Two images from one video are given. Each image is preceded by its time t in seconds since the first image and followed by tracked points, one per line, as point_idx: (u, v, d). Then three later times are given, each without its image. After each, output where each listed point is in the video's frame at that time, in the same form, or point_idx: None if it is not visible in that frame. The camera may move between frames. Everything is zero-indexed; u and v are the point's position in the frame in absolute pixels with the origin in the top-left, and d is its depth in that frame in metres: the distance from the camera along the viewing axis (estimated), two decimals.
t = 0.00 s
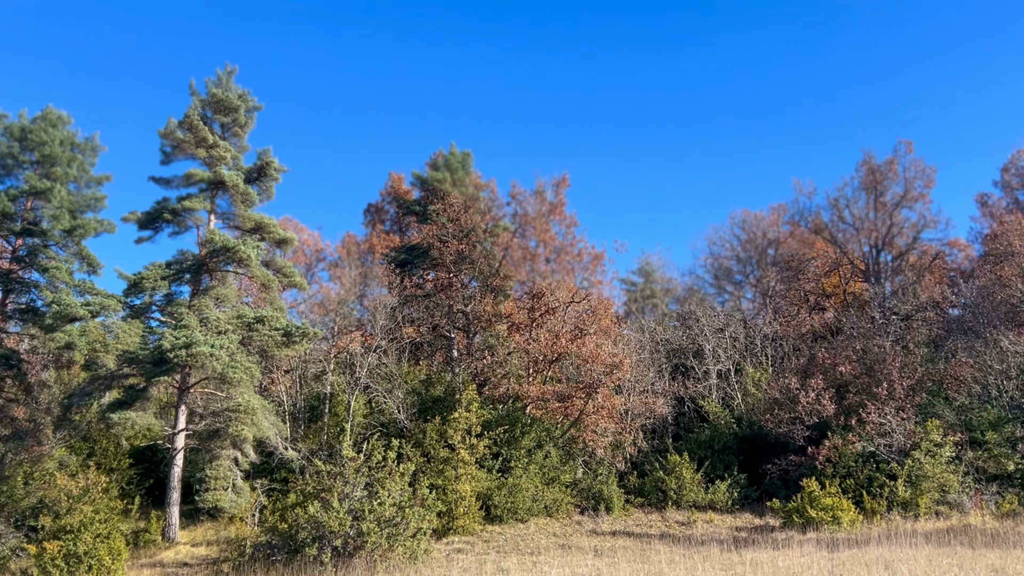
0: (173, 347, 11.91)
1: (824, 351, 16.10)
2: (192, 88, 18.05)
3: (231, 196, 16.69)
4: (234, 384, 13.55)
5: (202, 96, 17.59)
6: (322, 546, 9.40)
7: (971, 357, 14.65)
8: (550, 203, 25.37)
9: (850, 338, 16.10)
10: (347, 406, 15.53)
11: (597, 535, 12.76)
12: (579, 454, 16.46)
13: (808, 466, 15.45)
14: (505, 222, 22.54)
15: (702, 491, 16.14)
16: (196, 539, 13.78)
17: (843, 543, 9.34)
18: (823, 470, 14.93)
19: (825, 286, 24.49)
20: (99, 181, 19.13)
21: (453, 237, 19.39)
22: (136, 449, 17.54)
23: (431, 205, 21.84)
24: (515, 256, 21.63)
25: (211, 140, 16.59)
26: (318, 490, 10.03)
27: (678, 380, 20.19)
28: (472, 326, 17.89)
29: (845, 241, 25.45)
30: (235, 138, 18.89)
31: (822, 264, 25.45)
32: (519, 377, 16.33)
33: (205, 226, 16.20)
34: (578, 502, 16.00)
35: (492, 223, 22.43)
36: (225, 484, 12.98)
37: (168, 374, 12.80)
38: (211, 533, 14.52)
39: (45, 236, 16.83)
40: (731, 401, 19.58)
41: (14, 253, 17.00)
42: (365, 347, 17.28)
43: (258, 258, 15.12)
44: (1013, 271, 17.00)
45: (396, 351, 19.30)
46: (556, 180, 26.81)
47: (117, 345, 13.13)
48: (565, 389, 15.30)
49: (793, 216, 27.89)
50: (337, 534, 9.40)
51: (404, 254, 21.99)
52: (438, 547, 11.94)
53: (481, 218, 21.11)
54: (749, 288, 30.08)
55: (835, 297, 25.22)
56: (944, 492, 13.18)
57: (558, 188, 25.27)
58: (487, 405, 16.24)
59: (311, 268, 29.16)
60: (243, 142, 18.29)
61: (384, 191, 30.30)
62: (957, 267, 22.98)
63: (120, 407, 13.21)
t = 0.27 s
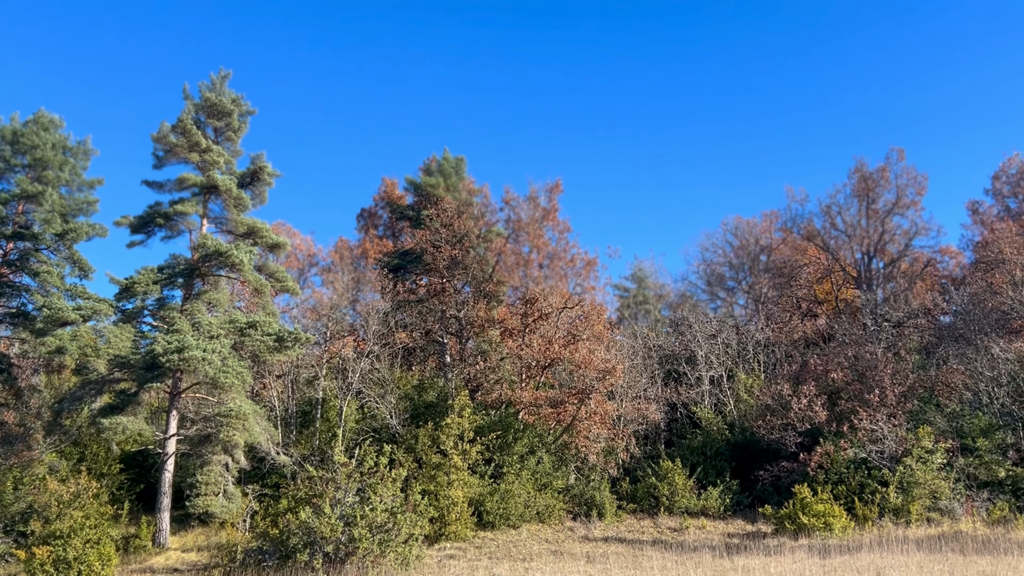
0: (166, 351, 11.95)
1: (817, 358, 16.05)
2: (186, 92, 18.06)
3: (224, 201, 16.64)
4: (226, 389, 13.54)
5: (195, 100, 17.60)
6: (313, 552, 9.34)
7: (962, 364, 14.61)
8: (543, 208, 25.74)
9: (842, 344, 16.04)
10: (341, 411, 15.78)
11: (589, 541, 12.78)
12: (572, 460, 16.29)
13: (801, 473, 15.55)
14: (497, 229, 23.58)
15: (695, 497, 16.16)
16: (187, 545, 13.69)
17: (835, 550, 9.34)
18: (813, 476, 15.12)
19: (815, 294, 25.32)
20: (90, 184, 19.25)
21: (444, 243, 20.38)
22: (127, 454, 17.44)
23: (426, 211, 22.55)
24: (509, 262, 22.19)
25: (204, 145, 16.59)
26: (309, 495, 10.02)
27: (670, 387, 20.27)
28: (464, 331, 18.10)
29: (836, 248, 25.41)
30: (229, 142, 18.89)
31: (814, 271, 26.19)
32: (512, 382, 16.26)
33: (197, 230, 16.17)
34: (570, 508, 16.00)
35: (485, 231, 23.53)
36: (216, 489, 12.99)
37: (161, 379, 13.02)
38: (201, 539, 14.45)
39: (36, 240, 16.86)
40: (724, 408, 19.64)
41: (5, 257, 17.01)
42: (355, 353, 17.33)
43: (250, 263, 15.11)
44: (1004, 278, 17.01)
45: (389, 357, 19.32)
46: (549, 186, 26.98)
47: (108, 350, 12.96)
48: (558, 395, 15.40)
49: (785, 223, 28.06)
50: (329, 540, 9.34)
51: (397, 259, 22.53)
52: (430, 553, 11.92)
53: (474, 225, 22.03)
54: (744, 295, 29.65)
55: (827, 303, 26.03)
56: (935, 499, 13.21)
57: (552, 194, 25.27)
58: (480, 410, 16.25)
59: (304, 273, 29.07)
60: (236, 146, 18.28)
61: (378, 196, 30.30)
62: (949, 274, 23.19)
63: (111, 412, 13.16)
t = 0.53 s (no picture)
0: (157, 355, 11.97)
1: (809, 365, 16.12)
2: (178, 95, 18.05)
3: (216, 205, 16.61)
4: (218, 394, 13.55)
5: (188, 104, 17.60)
6: (304, 558, 9.29)
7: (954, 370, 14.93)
8: (536, 212, 25.67)
9: (834, 350, 16.36)
10: (331, 416, 15.31)
11: (581, 547, 12.80)
12: (563, 465, 16.43)
13: (793, 480, 15.59)
14: (491, 234, 23.23)
15: (687, 503, 16.17)
16: (177, 550, 13.66)
17: (826, 556, 9.38)
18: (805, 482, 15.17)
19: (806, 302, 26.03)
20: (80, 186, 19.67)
21: (439, 249, 20.01)
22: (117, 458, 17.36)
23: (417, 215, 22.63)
24: (501, 268, 22.57)
25: (196, 149, 16.61)
26: (300, 500, 9.99)
27: (663, 392, 20.37)
28: (457, 336, 17.97)
29: (829, 254, 26.39)
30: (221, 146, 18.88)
31: (806, 277, 27.32)
32: (504, 388, 16.42)
33: (189, 235, 16.16)
34: (563, 514, 16.03)
35: (478, 235, 23.40)
36: (207, 495, 12.98)
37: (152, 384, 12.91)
38: (191, 544, 14.40)
39: (27, 243, 17.10)
40: (716, 414, 19.71)
41: None
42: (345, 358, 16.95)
43: (243, 268, 15.12)
44: (995, 285, 16.68)
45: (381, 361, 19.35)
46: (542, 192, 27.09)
47: (100, 354, 12.92)
48: (550, 401, 15.42)
49: (778, 229, 28.70)
50: (320, 545, 9.31)
51: (390, 264, 23.20)
52: (421, 559, 11.91)
53: (467, 229, 22.03)
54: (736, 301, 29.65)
55: (819, 310, 26.53)
56: (927, 505, 12.94)
57: (545, 200, 25.31)
58: (471, 414, 16.20)
59: (296, 277, 29.01)
60: (229, 150, 18.29)
61: (371, 201, 30.33)
62: (941, 281, 23.43)
63: (102, 416, 13.19)
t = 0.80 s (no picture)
0: (148, 360, 11.95)
1: (800, 371, 16.37)
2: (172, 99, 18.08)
3: (208, 209, 16.65)
4: (209, 398, 13.57)
5: (181, 107, 17.62)
6: (294, 564, 9.19)
7: (945, 377, 14.99)
8: (529, 217, 25.64)
9: (826, 357, 16.45)
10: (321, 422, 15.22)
11: (573, 553, 12.80)
12: (556, 471, 16.41)
13: (784, 485, 15.46)
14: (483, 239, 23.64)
15: (679, 509, 16.18)
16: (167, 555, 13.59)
17: (816, 561, 9.40)
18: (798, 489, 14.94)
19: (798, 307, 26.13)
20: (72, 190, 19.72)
21: (431, 253, 20.61)
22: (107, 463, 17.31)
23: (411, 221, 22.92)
24: (494, 272, 22.39)
25: (189, 153, 16.66)
26: (291, 505, 9.99)
27: (655, 398, 20.47)
28: (449, 340, 18.21)
29: (821, 261, 26.25)
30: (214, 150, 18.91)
31: (798, 283, 27.18)
32: (497, 393, 16.42)
33: (181, 239, 16.15)
34: (554, 520, 15.94)
35: (471, 240, 23.68)
36: (197, 500, 12.88)
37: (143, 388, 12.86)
38: (181, 550, 14.34)
39: (18, 247, 17.29)
40: (708, 419, 19.77)
41: None
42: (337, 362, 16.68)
43: (235, 272, 15.12)
44: (986, 292, 16.48)
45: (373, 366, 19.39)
46: (535, 197, 27.20)
47: (90, 358, 12.96)
48: (543, 406, 15.30)
49: (770, 236, 28.86)
50: (311, 551, 9.22)
51: (383, 269, 23.48)
52: (412, 565, 11.88)
53: (460, 235, 22.27)
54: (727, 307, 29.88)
55: (810, 315, 26.65)
56: (917, 512, 13.16)
57: (538, 205, 25.36)
58: (463, 421, 16.34)
59: (289, 282, 28.98)
60: (221, 154, 18.34)
61: (364, 205, 30.38)
62: (932, 288, 23.79)
63: (92, 420, 13.23)
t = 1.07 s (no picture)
0: (138, 363, 11.94)
1: (792, 377, 16.48)
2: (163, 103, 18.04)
3: (200, 212, 16.57)
4: (200, 402, 13.56)
5: (173, 111, 17.59)
6: (284, 569, 9.09)
7: (936, 384, 15.16)
8: (521, 223, 25.75)
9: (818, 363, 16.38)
10: (314, 427, 15.44)
11: (564, 559, 12.83)
12: (547, 476, 16.43)
13: (775, 490, 15.57)
14: (475, 244, 23.76)
15: (670, 514, 16.20)
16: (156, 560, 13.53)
17: (807, 568, 9.41)
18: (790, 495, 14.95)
19: (790, 313, 26.20)
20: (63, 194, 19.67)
21: (423, 257, 20.53)
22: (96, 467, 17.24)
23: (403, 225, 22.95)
24: (486, 278, 22.54)
25: (181, 156, 16.64)
26: (283, 510, 10.01)
27: (647, 403, 20.53)
28: (442, 345, 17.96)
29: (812, 267, 26.51)
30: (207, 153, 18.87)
31: (789, 290, 27.09)
32: (489, 399, 16.23)
33: (173, 242, 16.09)
34: (546, 525, 16.07)
35: (464, 245, 23.69)
36: (187, 505, 12.97)
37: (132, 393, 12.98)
38: (171, 555, 14.30)
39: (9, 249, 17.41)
40: (699, 425, 19.81)
41: None
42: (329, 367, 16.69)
43: (226, 275, 15.10)
44: (976, 299, 17.00)
45: (365, 371, 19.35)
46: (528, 202, 27.26)
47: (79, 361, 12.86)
48: (535, 411, 15.26)
49: (762, 242, 29.02)
50: (301, 556, 9.16)
51: (375, 273, 23.29)
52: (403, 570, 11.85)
53: (452, 239, 22.31)
54: (719, 313, 30.04)
55: (802, 321, 26.71)
56: (908, 518, 13.21)
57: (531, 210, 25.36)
58: (455, 425, 16.32)
59: (281, 286, 28.93)
60: (213, 158, 18.32)
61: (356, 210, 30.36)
62: (922, 295, 24.13)
63: (82, 425, 13.25)
